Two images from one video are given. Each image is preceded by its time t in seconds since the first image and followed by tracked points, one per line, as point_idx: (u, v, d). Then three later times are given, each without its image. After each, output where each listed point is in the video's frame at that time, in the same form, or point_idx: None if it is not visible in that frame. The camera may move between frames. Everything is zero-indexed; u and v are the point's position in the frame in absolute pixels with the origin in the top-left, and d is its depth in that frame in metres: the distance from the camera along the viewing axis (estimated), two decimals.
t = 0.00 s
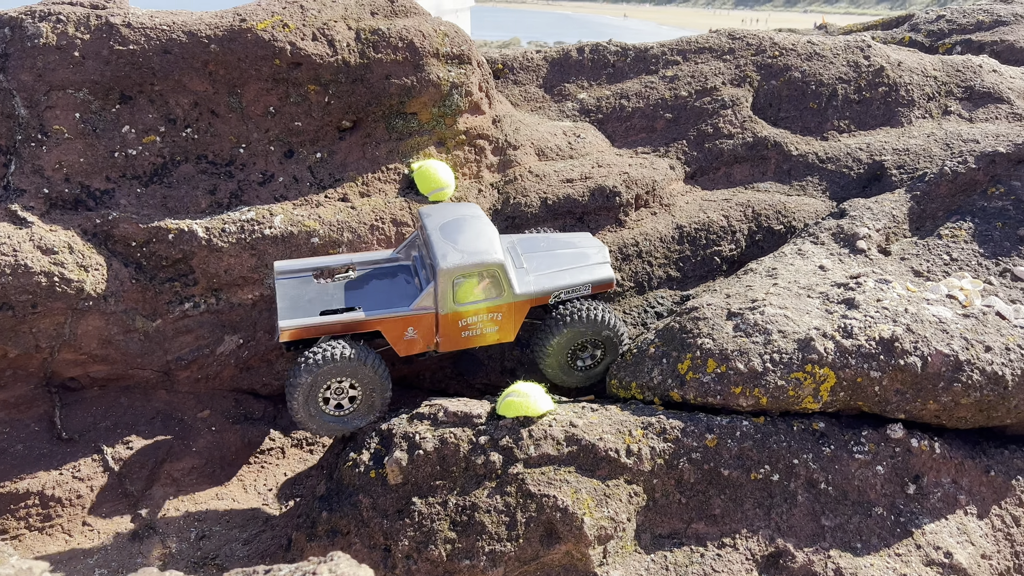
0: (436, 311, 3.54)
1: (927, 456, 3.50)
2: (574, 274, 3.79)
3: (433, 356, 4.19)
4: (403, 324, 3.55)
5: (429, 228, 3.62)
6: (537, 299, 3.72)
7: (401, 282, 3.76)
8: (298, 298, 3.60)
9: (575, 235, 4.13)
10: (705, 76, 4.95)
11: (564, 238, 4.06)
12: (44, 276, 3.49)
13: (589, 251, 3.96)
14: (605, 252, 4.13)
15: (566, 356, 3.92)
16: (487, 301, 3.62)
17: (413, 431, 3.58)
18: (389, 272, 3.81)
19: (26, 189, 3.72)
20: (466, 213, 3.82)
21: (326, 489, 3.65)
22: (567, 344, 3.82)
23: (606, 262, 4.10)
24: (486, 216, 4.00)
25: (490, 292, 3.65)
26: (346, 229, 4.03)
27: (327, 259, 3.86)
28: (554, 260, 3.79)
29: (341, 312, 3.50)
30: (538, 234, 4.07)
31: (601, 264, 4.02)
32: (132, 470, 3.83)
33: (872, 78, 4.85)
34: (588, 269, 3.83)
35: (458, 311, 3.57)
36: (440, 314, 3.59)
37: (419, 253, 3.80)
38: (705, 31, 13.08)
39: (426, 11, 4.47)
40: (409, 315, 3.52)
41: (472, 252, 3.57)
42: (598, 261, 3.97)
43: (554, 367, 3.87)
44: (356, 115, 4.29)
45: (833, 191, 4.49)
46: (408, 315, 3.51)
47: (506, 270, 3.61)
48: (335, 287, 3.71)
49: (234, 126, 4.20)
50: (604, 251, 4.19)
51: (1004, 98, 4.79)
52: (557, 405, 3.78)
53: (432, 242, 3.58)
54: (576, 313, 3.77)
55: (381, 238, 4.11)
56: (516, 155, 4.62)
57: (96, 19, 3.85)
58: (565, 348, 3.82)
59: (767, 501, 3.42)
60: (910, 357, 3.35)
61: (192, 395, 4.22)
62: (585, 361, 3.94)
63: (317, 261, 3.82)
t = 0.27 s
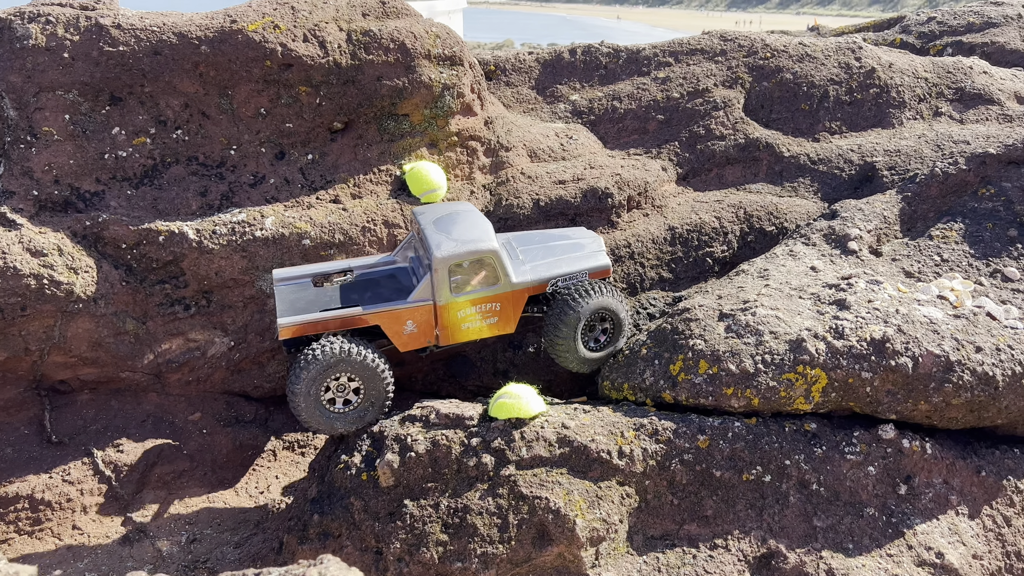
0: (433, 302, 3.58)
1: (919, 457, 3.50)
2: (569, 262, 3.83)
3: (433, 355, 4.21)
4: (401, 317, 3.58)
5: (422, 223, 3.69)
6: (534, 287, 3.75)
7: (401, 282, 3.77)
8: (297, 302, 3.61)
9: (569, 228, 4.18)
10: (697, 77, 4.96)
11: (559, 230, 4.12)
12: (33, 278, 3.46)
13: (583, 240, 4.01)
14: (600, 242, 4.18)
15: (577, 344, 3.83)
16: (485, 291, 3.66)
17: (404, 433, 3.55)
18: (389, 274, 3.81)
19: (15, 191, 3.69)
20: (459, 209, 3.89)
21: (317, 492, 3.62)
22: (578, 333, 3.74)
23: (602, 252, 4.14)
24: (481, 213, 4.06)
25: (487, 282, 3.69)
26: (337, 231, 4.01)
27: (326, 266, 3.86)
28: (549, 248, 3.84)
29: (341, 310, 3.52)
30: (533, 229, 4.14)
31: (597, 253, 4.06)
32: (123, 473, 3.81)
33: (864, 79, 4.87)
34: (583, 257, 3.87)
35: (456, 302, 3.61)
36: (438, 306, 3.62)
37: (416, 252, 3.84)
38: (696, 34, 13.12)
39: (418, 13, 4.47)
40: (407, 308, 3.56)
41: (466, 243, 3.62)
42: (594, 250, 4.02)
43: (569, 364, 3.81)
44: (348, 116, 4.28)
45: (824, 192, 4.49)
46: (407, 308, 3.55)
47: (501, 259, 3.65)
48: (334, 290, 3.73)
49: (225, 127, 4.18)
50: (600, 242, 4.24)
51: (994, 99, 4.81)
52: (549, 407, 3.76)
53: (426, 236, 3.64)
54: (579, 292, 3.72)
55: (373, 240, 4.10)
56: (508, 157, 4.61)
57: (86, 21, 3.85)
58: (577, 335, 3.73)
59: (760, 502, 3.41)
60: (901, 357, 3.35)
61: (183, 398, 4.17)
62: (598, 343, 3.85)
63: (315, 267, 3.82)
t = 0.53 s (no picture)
0: (440, 299, 3.61)
1: (911, 460, 3.50)
2: (571, 252, 3.86)
3: (438, 356, 4.22)
4: (408, 316, 3.61)
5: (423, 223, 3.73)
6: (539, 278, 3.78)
7: (407, 284, 3.77)
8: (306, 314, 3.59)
9: (570, 222, 4.23)
10: (690, 80, 4.96)
11: (559, 224, 4.16)
12: (24, 283, 3.44)
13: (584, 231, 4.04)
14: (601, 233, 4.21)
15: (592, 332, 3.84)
16: (490, 286, 3.69)
17: (397, 438, 3.53)
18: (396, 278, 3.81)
19: (6, 195, 3.66)
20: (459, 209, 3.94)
21: (310, 497, 3.60)
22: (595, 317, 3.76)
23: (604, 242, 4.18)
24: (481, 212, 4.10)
25: (491, 277, 3.72)
26: (330, 235, 4.00)
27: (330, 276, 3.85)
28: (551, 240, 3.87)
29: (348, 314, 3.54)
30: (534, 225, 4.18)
31: (598, 244, 4.09)
32: (114, 478, 3.78)
33: (856, 82, 4.88)
34: (585, 248, 3.91)
35: (463, 298, 3.64)
36: (445, 303, 3.65)
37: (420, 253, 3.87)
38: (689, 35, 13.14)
39: (411, 16, 4.46)
40: (415, 306, 3.59)
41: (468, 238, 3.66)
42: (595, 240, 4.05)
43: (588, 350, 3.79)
44: (340, 119, 4.27)
45: (817, 195, 4.50)
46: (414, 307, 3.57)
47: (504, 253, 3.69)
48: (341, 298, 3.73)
49: (217, 131, 4.16)
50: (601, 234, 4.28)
51: (986, 102, 4.83)
52: (543, 411, 3.75)
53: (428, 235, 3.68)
54: (590, 275, 3.76)
55: (366, 244, 4.09)
56: (502, 160, 4.61)
57: (77, 24, 3.84)
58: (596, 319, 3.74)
59: (753, 506, 3.41)
60: (894, 361, 3.36)
61: (176, 402, 4.15)
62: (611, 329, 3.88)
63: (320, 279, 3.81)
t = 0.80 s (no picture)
0: (444, 292, 3.63)
1: (898, 463, 3.51)
2: (570, 240, 3.90)
3: (427, 358, 4.20)
4: (414, 310, 3.63)
5: (422, 220, 3.76)
6: (540, 266, 3.81)
7: (410, 282, 3.78)
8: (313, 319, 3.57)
9: (566, 212, 4.27)
10: (679, 83, 4.96)
11: (557, 215, 4.20)
12: (6, 287, 3.41)
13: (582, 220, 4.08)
14: (598, 221, 4.25)
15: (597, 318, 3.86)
16: (493, 277, 3.72)
17: (383, 442, 3.51)
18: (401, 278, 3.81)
19: None
20: (456, 205, 3.97)
21: (295, 501, 3.57)
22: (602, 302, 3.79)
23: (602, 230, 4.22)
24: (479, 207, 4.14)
25: (493, 268, 3.75)
26: (317, 238, 3.98)
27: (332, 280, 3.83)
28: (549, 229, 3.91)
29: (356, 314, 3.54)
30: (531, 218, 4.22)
31: (596, 232, 4.13)
32: (99, 483, 3.74)
33: (844, 85, 4.89)
34: (583, 235, 3.95)
35: (467, 290, 3.67)
36: (449, 296, 3.67)
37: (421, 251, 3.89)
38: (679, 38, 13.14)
39: (398, 18, 4.44)
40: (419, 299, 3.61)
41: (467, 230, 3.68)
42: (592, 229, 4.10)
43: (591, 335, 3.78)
44: (327, 122, 4.25)
45: (805, 198, 4.50)
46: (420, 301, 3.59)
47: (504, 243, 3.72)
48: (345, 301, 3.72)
49: (203, 134, 4.14)
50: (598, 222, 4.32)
51: (973, 105, 4.84)
52: (530, 414, 3.73)
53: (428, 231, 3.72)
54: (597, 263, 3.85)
55: (353, 246, 4.06)
56: (490, 163, 4.60)
57: (60, 26, 3.81)
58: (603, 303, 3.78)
59: (740, 509, 3.41)
60: (880, 363, 3.36)
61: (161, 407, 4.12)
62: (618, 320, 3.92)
63: (322, 283, 3.78)
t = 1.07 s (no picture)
0: (448, 287, 3.66)
1: (887, 466, 3.51)
2: (570, 231, 3.94)
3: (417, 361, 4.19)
4: (418, 306, 3.65)
5: (422, 217, 3.79)
6: (542, 258, 3.85)
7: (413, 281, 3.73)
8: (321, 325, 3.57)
9: (564, 207, 4.31)
10: (670, 86, 4.98)
11: (555, 210, 4.24)
12: None
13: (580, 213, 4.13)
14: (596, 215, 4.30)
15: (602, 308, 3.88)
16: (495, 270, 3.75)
17: (373, 447, 3.49)
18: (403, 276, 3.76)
19: None
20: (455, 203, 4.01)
21: (285, 506, 3.56)
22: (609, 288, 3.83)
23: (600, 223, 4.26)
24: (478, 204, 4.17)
25: (495, 262, 3.78)
26: (307, 241, 3.97)
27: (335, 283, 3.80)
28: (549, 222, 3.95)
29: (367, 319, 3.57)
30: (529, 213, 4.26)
31: (595, 224, 4.17)
32: (87, 488, 3.71)
33: (834, 88, 4.90)
34: (582, 227, 3.99)
35: (471, 283, 3.70)
36: (453, 291, 3.70)
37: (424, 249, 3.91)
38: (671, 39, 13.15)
39: (389, 21, 4.43)
40: (424, 296, 3.63)
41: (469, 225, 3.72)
42: (591, 221, 4.14)
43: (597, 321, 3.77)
44: (318, 125, 4.24)
45: (796, 201, 4.52)
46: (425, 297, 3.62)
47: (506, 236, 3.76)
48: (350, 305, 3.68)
49: (192, 137, 4.12)
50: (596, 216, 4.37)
51: (962, 108, 4.86)
52: (521, 418, 3.73)
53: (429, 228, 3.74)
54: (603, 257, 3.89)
55: (343, 250, 4.05)
56: (481, 166, 4.60)
57: (48, 29, 3.80)
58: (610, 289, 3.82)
59: (730, 513, 3.41)
60: (869, 367, 3.37)
61: (150, 411, 4.09)
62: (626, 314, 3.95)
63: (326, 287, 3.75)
